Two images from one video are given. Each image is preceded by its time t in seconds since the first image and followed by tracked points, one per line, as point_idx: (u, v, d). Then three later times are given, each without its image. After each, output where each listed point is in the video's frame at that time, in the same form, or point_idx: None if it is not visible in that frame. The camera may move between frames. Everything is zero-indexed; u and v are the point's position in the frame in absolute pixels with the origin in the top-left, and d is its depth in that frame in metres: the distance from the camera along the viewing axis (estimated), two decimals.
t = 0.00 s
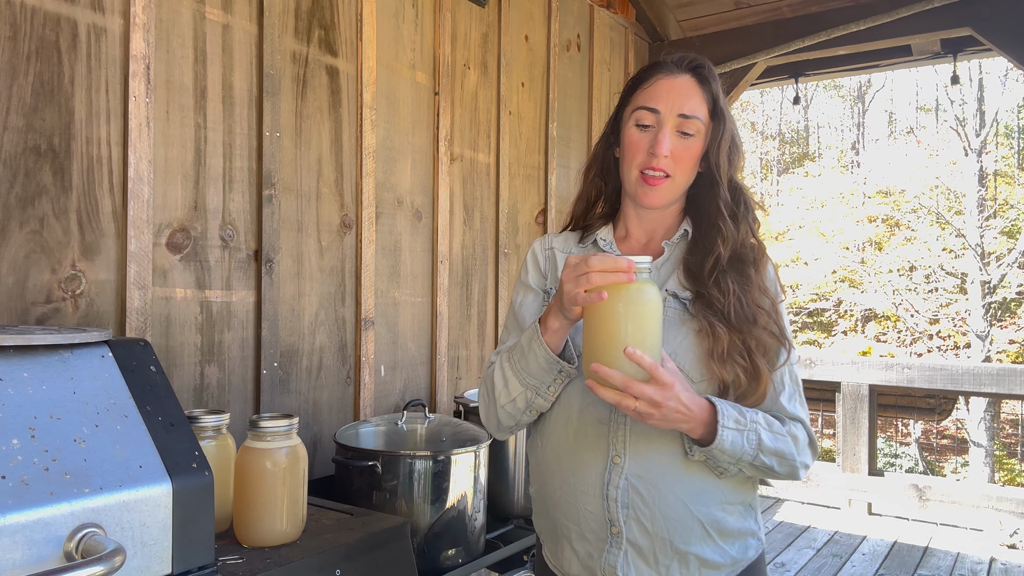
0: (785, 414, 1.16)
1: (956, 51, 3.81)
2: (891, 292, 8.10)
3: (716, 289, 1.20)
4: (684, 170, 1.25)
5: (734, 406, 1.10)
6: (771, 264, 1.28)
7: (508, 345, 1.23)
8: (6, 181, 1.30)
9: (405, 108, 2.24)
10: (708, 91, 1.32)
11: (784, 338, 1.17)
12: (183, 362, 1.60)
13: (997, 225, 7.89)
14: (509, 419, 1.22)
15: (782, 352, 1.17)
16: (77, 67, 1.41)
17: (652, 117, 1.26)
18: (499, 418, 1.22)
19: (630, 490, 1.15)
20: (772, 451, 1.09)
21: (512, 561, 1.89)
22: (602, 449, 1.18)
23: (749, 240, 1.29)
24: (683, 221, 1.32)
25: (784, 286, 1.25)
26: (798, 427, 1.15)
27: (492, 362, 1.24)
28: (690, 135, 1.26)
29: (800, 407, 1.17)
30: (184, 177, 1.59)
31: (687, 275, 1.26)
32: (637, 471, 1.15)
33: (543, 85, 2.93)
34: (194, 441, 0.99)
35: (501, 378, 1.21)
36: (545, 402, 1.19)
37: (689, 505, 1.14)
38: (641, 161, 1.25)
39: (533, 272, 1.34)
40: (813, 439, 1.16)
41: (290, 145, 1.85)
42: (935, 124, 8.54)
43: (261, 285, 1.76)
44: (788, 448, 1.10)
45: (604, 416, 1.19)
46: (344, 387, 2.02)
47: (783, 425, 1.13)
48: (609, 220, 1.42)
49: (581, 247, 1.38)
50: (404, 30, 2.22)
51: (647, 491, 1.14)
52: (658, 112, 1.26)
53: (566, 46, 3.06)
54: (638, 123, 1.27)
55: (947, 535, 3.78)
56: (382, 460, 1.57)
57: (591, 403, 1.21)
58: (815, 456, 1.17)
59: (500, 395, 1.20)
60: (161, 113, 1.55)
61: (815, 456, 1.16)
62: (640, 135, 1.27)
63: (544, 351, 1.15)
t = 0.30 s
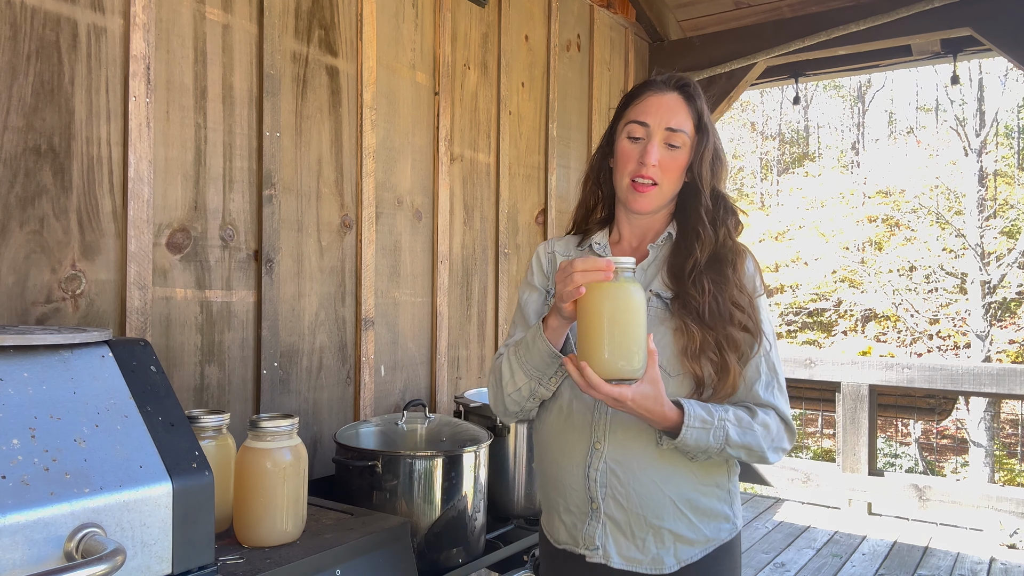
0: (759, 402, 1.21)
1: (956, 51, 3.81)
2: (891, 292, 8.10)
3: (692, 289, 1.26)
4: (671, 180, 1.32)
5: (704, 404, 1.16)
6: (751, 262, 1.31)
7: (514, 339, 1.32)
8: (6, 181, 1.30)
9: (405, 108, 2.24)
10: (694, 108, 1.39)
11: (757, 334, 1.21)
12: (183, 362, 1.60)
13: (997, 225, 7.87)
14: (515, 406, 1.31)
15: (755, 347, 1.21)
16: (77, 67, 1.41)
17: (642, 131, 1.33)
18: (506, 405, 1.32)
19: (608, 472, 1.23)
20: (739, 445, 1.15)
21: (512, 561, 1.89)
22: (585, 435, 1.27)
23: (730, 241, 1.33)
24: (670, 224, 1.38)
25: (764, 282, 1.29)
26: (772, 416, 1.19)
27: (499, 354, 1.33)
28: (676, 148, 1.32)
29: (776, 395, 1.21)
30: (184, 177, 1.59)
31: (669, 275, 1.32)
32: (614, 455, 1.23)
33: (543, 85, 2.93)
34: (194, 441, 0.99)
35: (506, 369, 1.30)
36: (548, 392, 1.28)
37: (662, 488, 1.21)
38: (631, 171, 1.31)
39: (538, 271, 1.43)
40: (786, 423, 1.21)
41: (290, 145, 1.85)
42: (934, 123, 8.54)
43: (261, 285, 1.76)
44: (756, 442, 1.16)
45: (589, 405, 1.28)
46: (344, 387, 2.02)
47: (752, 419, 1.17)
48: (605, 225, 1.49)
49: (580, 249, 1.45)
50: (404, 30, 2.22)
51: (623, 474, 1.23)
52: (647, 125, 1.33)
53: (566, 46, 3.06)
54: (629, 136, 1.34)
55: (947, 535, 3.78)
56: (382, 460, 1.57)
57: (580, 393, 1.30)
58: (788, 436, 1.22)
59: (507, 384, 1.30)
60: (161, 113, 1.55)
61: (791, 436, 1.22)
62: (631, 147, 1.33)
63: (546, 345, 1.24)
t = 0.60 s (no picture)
0: (766, 379, 1.29)
1: (956, 51, 3.81)
2: (891, 292, 8.10)
3: (694, 278, 1.34)
4: (671, 181, 1.38)
5: (709, 389, 1.25)
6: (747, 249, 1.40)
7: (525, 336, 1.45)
8: (6, 181, 1.30)
9: (405, 108, 2.24)
10: (690, 113, 1.43)
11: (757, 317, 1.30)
12: (184, 362, 1.60)
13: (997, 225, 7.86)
14: (529, 396, 1.44)
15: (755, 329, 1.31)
16: (77, 67, 1.41)
17: (643, 138, 1.38)
18: (522, 394, 1.45)
19: (622, 449, 1.33)
20: (746, 425, 1.25)
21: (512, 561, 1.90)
22: (601, 416, 1.36)
23: (727, 230, 1.41)
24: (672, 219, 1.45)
25: (761, 266, 1.37)
26: (779, 392, 1.28)
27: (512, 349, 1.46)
28: (675, 152, 1.38)
29: (784, 372, 1.29)
30: (184, 177, 1.59)
31: (671, 265, 1.39)
32: (629, 434, 1.33)
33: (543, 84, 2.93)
34: (195, 441, 0.99)
35: (519, 363, 1.43)
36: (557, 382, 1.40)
37: (672, 464, 1.31)
38: (635, 175, 1.38)
39: (548, 270, 1.53)
40: (794, 398, 1.29)
41: (290, 145, 1.85)
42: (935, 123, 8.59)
43: (261, 285, 1.76)
44: (762, 420, 1.25)
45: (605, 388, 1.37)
46: (344, 387, 2.02)
47: (759, 399, 1.27)
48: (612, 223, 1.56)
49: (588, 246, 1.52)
50: (404, 30, 2.22)
51: (636, 451, 1.32)
52: (647, 133, 1.38)
53: (566, 46, 3.06)
54: (630, 143, 1.39)
55: (947, 534, 3.78)
56: (382, 460, 1.57)
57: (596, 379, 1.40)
58: (799, 410, 1.30)
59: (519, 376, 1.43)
60: (161, 113, 1.55)
61: (799, 410, 1.30)
62: (632, 154, 1.39)
63: (551, 341, 1.37)
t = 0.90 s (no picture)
0: (783, 373, 1.33)
1: (956, 51, 3.81)
2: (891, 292, 8.11)
3: (712, 276, 1.38)
4: (688, 179, 1.43)
5: (729, 384, 1.29)
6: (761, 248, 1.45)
7: (542, 332, 1.46)
8: (6, 181, 1.30)
9: (405, 108, 2.24)
10: (704, 115, 1.49)
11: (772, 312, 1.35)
12: (184, 362, 1.60)
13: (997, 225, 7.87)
14: (546, 391, 1.46)
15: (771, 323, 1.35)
16: (77, 66, 1.41)
17: (659, 137, 1.44)
18: (539, 388, 1.46)
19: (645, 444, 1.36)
20: (765, 419, 1.28)
21: (512, 561, 1.90)
22: (623, 410, 1.39)
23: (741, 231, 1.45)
24: (687, 219, 1.50)
25: (774, 265, 1.43)
26: (795, 387, 1.32)
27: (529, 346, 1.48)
28: (690, 151, 1.43)
29: (800, 367, 1.33)
30: (184, 177, 1.59)
31: (689, 263, 1.43)
32: (651, 428, 1.36)
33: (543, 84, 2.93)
34: (195, 441, 0.99)
35: (537, 358, 1.45)
36: (573, 376, 1.42)
37: (693, 458, 1.34)
38: (651, 174, 1.43)
39: (560, 268, 1.54)
40: (811, 392, 1.33)
41: (290, 145, 1.85)
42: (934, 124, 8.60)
43: (262, 285, 1.76)
44: (780, 414, 1.29)
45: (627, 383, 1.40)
46: (344, 387, 2.02)
47: (778, 393, 1.30)
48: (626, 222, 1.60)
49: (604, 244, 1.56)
50: (404, 30, 2.22)
51: (659, 445, 1.35)
52: (663, 132, 1.43)
53: (566, 46, 3.06)
54: (646, 143, 1.45)
55: (947, 535, 3.78)
56: (382, 460, 1.57)
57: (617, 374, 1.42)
58: (815, 404, 1.34)
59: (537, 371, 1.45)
60: (160, 113, 1.55)
61: (816, 404, 1.33)
62: (649, 153, 1.44)
63: (568, 336, 1.39)
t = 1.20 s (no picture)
0: (797, 378, 1.39)
1: (956, 51, 3.80)
2: (891, 291, 8.11)
3: (732, 282, 1.41)
4: (702, 175, 1.45)
5: (748, 387, 1.32)
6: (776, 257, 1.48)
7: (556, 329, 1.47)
8: (6, 181, 1.30)
9: (405, 108, 2.24)
10: (719, 113, 1.52)
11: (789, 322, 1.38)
12: (184, 362, 1.60)
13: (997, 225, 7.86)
14: (556, 386, 1.46)
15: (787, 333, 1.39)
16: (78, 67, 1.41)
17: (673, 132, 1.47)
18: (550, 382, 1.46)
19: (664, 444, 1.37)
20: (782, 421, 1.32)
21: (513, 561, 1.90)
22: (640, 410, 1.40)
23: (758, 240, 1.48)
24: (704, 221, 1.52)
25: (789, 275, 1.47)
26: (808, 391, 1.37)
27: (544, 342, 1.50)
28: (704, 146, 1.46)
29: (811, 371, 1.40)
30: (184, 177, 1.59)
31: (708, 267, 1.45)
32: (670, 429, 1.37)
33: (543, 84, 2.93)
34: (195, 441, 0.99)
35: (551, 351, 1.46)
36: (582, 370, 1.43)
37: (710, 459, 1.37)
38: (665, 170, 1.45)
39: (574, 266, 1.54)
40: (822, 397, 1.39)
41: (290, 145, 1.85)
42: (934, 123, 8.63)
43: (261, 285, 1.76)
44: (796, 416, 1.33)
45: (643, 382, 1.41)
46: (344, 387, 2.02)
47: (794, 397, 1.34)
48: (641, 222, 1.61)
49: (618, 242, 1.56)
50: (404, 30, 2.23)
51: (677, 446, 1.37)
52: (678, 126, 1.46)
53: (566, 46, 3.06)
54: (661, 138, 1.48)
55: (947, 534, 3.78)
56: (382, 460, 1.57)
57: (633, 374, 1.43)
58: (826, 409, 1.40)
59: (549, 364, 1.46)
60: (161, 113, 1.55)
61: (827, 408, 1.39)
62: (663, 148, 1.47)
63: (584, 329, 1.40)
